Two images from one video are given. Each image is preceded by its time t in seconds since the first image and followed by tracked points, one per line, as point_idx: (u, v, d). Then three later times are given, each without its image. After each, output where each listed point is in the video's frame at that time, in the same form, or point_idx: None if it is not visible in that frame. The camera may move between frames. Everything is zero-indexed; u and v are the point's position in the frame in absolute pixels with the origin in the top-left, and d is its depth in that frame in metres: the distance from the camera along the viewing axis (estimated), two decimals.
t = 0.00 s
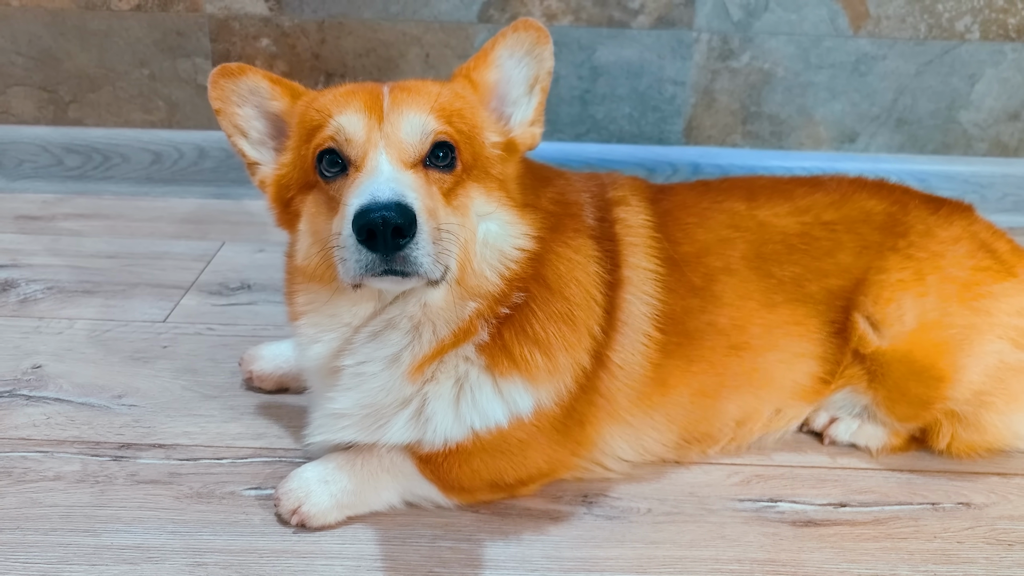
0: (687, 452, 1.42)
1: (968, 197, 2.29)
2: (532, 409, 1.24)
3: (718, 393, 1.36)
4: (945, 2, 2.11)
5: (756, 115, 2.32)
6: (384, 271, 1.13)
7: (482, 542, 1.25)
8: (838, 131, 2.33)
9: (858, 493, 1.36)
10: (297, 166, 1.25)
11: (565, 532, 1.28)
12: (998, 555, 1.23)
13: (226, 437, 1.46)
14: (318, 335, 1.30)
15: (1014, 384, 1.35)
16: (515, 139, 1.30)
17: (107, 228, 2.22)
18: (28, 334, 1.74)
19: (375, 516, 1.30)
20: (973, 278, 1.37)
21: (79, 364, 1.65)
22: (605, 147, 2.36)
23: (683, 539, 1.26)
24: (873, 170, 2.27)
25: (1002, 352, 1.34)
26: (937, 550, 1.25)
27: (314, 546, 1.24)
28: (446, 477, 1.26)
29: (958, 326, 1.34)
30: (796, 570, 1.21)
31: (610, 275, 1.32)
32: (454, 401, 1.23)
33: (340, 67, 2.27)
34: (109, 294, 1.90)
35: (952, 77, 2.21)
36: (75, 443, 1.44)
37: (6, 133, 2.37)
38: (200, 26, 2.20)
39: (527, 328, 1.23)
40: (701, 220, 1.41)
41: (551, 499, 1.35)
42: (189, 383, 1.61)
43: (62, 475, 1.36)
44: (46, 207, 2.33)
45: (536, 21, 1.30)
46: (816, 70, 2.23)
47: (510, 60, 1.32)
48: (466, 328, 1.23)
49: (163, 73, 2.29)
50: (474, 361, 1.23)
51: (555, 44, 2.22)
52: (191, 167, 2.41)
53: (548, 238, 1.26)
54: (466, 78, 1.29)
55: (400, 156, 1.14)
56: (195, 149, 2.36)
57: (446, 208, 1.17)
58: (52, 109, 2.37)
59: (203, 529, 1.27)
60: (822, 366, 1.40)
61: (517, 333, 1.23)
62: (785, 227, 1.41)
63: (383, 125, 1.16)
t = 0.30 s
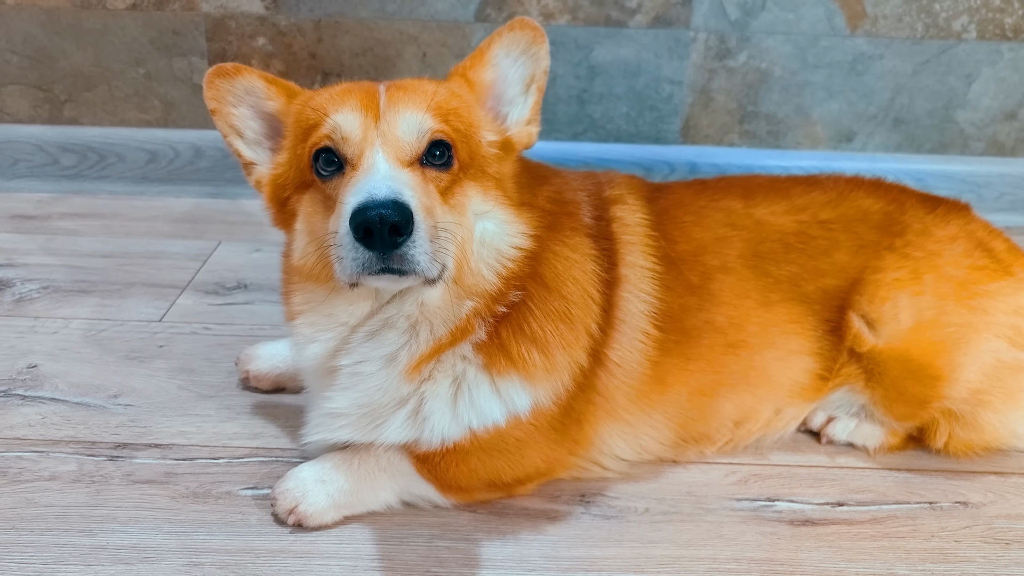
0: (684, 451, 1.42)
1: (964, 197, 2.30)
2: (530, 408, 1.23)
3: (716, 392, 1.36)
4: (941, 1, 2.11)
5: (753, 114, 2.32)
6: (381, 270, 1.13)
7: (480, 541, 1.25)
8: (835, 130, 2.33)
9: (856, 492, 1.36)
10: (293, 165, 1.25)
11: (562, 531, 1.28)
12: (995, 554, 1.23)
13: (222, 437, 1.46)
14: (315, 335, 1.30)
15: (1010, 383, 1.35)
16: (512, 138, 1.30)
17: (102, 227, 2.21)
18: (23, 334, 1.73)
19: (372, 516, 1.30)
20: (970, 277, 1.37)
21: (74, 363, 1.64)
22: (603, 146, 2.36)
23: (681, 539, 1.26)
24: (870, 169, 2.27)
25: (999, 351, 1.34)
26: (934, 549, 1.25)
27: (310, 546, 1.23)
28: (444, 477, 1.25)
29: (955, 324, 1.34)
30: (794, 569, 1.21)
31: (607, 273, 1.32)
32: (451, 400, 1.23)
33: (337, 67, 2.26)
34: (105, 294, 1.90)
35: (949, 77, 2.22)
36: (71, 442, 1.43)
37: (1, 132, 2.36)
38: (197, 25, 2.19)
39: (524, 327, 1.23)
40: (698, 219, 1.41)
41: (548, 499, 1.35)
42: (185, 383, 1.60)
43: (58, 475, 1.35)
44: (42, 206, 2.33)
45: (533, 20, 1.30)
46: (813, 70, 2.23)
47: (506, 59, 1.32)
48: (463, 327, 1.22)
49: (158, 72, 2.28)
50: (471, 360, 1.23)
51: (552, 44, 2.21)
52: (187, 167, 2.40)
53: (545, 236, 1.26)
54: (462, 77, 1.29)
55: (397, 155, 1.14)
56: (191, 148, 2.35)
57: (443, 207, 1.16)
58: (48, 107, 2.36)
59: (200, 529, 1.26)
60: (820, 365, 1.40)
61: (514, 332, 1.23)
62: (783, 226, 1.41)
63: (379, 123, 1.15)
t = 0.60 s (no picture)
0: (681, 451, 1.42)
1: (961, 196, 2.30)
2: (526, 407, 1.23)
3: (713, 391, 1.36)
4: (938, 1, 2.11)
5: (750, 113, 2.32)
6: (377, 270, 1.12)
7: (476, 541, 1.25)
8: (831, 130, 2.34)
9: (853, 492, 1.36)
10: (288, 165, 1.24)
11: (559, 531, 1.27)
12: (992, 553, 1.23)
13: (218, 436, 1.45)
14: (310, 335, 1.29)
15: (1007, 383, 1.35)
16: (508, 137, 1.29)
17: (98, 226, 2.20)
18: (18, 333, 1.73)
19: (369, 516, 1.29)
20: (967, 276, 1.37)
21: (69, 363, 1.64)
22: (600, 146, 2.36)
23: (678, 538, 1.26)
24: (866, 169, 2.27)
25: (996, 350, 1.34)
26: (931, 548, 1.24)
27: (306, 546, 1.23)
28: (440, 477, 1.25)
29: (952, 324, 1.33)
30: (790, 568, 1.21)
31: (604, 272, 1.31)
32: (448, 401, 1.22)
33: (333, 66, 2.26)
34: (101, 293, 1.89)
35: (945, 77, 2.22)
36: (66, 442, 1.42)
37: None
38: (192, 24, 2.19)
39: (521, 326, 1.23)
40: (695, 218, 1.40)
41: (545, 498, 1.34)
42: (180, 382, 1.59)
43: (53, 474, 1.35)
44: (37, 205, 2.32)
45: (529, 19, 1.30)
46: (809, 69, 2.23)
47: (502, 58, 1.32)
48: (459, 328, 1.22)
49: (154, 71, 2.28)
50: (467, 360, 1.22)
51: (549, 43, 2.21)
52: (183, 166, 2.40)
53: (542, 235, 1.26)
54: (458, 76, 1.29)
55: (392, 155, 1.14)
56: (187, 147, 2.35)
57: (438, 206, 1.16)
58: (43, 106, 2.35)
59: (196, 528, 1.25)
60: (817, 364, 1.40)
61: (510, 331, 1.23)
62: (780, 225, 1.41)
63: (375, 123, 1.15)
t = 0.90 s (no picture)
0: (678, 451, 1.42)
1: (958, 197, 2.30)
2: (523, 408, 1.23)
3: (710, 392, 1.36)
4: (935, 2, 2.11)
5: (747, 114, 2.32)
6: (372, 270, 1.12)
7: (473, 541, 1.25)
8: (828, 130, 2.34)
9: (850, 492, 1.36)
10: (285, 165, 1.24)
11: (556, 531, 1.27)
12: (988, 553, 1.24)
13: (215, 437, 1.45)
14: (307, 335, 1.29)
15: (1004, 383, 1.35)
16: (505, 137, 1.29)
17: (95, 227, 2.20)
18: (14, 333, 1.72)
19: (365, 516, 1.29)
20: (964, 277, 1.37)
21: (66, 363, 1.63)
22: (597, 146, 2.36)
23: (675, 538, 1.26)
24: (863, 169, 2.28)
25: (992, 351, 1.34)
26: (927, 548, 1.25)
27: (303, 546, 1.23)
28: (437, 477, 1.25)
29: (949, 324, 1.34)
30: (787, 568, 1.21)
31: (602, 273, 1.31)
32: (444, 401, 1.22)
33: (330, 66, 2.25)
34: (97, 293, 1.89)
35: (942, 77, 2.22)
36: (62, 442, 1.42)
37: None
38: (190, 24, 2.19)
39: (517, 327, 1.23)
40: (693, 218, 1.40)
41: (542, 499, 1.34)
42: (177, 382, 1.59)
43: (49, 475, 1.35)
44: (34, 205, 2.31)
45: (526, 19, 1.30)
46: (807, 70, 2.24)
47: (499, 58, 1.32)
48: (455, 328, 1.22)
49: (151, 71, 2.27)
50: (464, 360, 1.22)
51: (546, 43, 2.21)
52: (179, 166, 2.39)
53: (539, 236, 1.26)
54: (455, 76, 1.29)
55: (388, 155, 1.14)
56: (184, 147, 2.35)
57: (434, 207, 1.16)
58: (40, 106, 2.35)
59: (192, 529, 1.25)
60: (815, 364, 1.40)
61: (507, 331, 1.22)
62: (777, 226, 1.41)
63: (371, 123, 1.15)
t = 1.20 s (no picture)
0: (671, 451, 1.42)
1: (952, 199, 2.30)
2: (515, 407, 1.23)
3: (703, 392, 1.36)
4: (929, 3, 2.12)
5: (742, 115, 2.32)
6: (363, 268, 1.12)
7: (465, 542, 1.25)
8: (823, 132, 2.34)
9: (842, 492, 1.36)
10: (277, 164, 1.24)
11: (548, 532, 1.27)
12: (980, 553, 1.23)
13: (208, 437, 1.45)
14: (299, 334, 1.29)
15: (996, 384, 1.35)
16: (497, 137, 1.29)
17: (90, 227, 2.20)
18: (7, 333, 1.72)
19: (358, 516, 1.29)
20: (956, 278, 1.37)
21: (59, 363, 1.63)
22: (592, 147, 2.36)
23: (666, 538, 1.26)
24: (858, 171, 2.28)
25: (984, 351, 1.34)
26: (919, 549, 1.24)
27: (295, 546, 1.23)
28: (429, 477, 1.25)
29: (941, 325, 1.34)
30: (779, 568, 1.21)
31: (594, 273, 1.31)
32: (436, 400, 1.22)
33: (325, 66, 2.26)
34: (91, 293, 1.89)
35: (936, 79, 2.22)
36: (54, 442, 1.42)
37: None
38: (185, 24, 2.19)
39: (509, 327, 1.23)
40: (685, 219, 1.40)
41: (535, 499, 1.34)
42: (170, 382, 1.59)
43: (41, 475, 1.34)
44: (29, 206, 2.31)
45: (519, 18, 1.29)
46: (802, 71, 2.24)
47: (492, 58, 1.32)
48: (447, 327, 1.22)
49: (146, 71, 2.27)
50: (456, 360, 1.22)
51: (541, 44, 2.21)
52: (175, 166, 2.39)
53: (532, 236, 1.26)
54: (447, 76, 1.29)
55: (380, 153, 1.14)
56: (179, 147, 2.35)
57: (426, 205, 1.16)
58: (35, 106, 2.35)
59: (184, 529, 1.25)
60: (807, 365, 1.40)
61: (499, 331, 1.22)
62: (770, 227, 1.41)
63: (362, 122, 1.15)
